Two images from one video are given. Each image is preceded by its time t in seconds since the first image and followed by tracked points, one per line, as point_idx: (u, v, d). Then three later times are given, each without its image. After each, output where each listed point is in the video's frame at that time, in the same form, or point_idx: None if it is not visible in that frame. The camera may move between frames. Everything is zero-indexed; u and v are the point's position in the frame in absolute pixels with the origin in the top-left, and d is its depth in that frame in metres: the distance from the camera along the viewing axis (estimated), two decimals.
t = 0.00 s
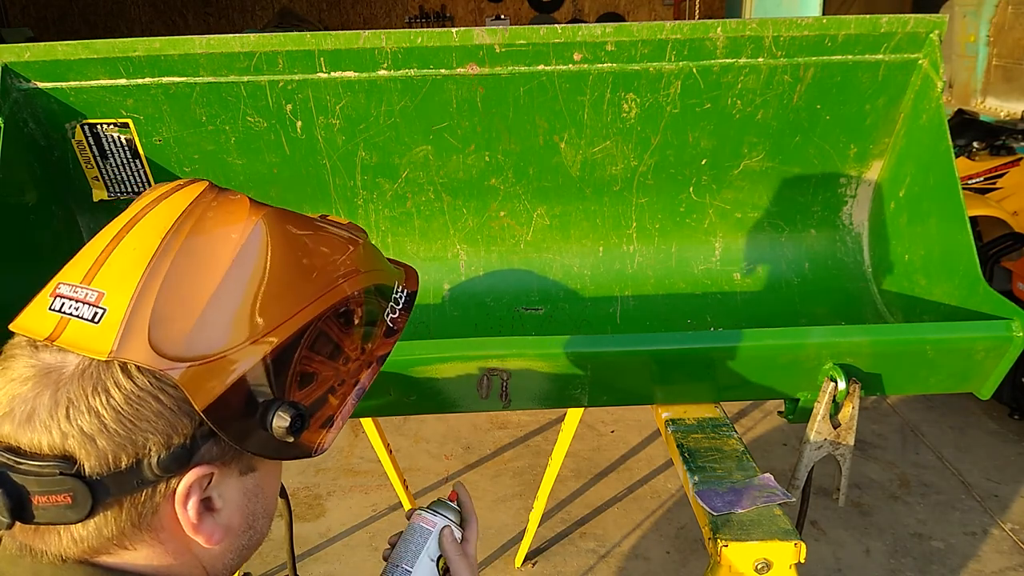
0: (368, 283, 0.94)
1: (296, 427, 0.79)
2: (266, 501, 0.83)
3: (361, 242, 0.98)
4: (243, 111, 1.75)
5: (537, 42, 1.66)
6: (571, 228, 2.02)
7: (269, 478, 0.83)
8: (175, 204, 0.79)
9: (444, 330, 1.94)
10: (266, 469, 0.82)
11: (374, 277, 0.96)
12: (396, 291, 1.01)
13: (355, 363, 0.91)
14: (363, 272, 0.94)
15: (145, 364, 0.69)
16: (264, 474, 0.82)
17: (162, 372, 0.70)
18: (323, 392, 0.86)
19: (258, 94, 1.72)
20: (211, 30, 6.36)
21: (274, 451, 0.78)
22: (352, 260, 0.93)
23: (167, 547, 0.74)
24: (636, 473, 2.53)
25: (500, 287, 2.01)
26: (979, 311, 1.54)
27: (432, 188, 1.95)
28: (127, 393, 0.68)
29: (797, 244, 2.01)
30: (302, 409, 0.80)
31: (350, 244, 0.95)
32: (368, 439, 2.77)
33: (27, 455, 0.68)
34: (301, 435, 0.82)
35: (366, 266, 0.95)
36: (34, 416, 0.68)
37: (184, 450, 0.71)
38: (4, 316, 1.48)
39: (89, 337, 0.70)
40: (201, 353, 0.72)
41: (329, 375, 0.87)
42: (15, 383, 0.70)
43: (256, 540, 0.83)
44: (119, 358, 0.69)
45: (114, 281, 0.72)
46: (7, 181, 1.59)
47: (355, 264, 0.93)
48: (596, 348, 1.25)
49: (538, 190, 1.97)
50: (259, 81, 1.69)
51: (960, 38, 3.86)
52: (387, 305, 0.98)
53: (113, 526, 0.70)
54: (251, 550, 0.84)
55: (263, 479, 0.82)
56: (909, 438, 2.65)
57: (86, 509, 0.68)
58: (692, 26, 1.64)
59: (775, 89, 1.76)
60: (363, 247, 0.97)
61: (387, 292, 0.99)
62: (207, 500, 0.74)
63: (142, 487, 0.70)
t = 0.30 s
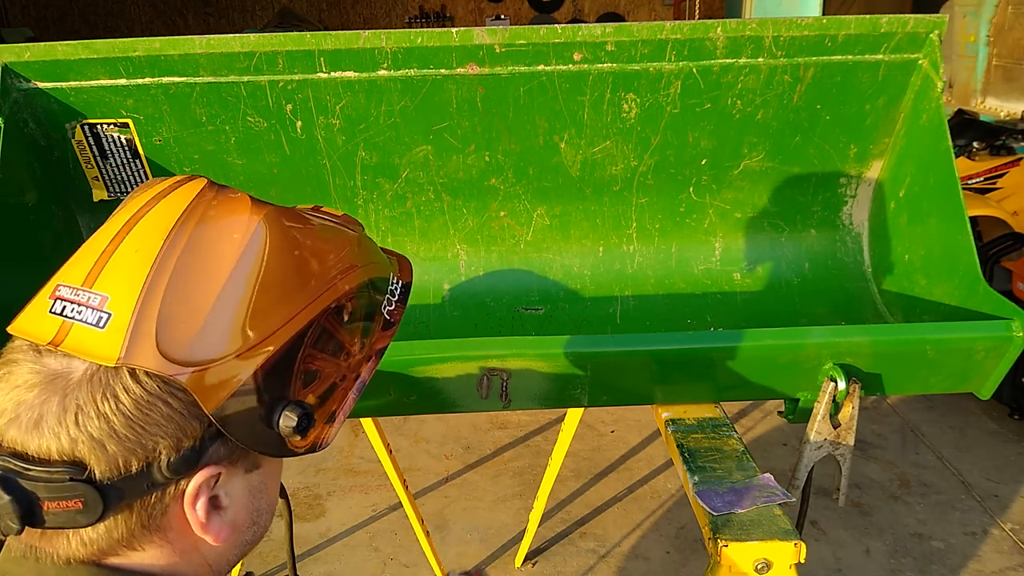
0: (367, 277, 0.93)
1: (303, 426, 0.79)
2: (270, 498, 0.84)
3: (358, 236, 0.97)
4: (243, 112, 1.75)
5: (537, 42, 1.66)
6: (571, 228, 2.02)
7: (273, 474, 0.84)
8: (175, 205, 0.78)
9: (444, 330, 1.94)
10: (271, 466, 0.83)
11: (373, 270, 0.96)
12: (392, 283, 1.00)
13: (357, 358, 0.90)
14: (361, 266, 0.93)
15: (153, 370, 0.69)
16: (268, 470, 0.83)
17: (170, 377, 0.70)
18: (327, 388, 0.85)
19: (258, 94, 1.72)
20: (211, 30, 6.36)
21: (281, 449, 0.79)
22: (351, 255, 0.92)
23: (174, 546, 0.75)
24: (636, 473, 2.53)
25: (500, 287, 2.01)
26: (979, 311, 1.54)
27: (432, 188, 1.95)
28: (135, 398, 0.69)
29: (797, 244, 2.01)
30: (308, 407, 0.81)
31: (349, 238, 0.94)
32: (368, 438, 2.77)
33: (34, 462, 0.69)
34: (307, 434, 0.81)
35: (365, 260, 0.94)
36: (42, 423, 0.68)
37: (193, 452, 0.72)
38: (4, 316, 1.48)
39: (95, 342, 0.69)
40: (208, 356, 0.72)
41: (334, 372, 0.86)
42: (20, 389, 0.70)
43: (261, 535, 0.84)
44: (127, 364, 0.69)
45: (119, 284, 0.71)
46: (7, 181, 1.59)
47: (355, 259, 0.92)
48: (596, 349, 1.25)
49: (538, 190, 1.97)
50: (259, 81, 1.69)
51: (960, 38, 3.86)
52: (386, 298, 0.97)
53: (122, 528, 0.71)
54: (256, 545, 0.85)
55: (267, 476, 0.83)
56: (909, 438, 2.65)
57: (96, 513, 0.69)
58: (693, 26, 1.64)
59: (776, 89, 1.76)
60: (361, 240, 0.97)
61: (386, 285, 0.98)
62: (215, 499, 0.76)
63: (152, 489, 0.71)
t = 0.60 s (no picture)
0: (372, 271, 0.95)
1: (314, 416, 0.80)
2: (278, 487, 0.84)
3: (364, 230, 0.99)
4: (243, 112, 1.75)
5: (537, 42, 1.66)
6: (570, 228, 2.02)
7: (281, 465, 0.85)
8: (186, 195, 0.79)
9: (444, 330, 1.94)
10: (280, 455, 0.84)
11: (378, 264, 0.97)
12: (397, 279, 1.01)
13: (364, 350, 0.92)
14: (367, 260, 0.95)
15: (168, 357, 0.70)
16: (278, 460, 0.84)
17: (184, 364, 0.70)
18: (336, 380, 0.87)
19: (258, 94, 1.72)
20: (211, 30, 6.37)
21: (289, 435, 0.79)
22: (357, 249, 0.93)
23: (186, 534, 0.75)
24: (636, 473, 2.53)
25: (500, 287, 2.01)
26: (979, 311, 1.54)
27: (432, 188, 1.95)
28: (150, 384, 0.69)
29: (797, 244, 2.01)
30: (318, 397, 0.82)
31: (355, 232, 0.95)
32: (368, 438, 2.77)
33: (50, 449, 0.68)
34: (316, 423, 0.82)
35: (370, 254, 0.96)
36: (57, 410, 0.68)
37: (206, 439, 0.72)
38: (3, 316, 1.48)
39: (111, 330, 0.69)
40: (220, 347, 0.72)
41: (342, 363, 0.87)
42: (36, 376, 0.70)
43: (268, 526, 0.85)
44: (143, 352, 0.69)
45: (133, 273, 0.71)
46: (6, 181, 1.59)
47: (361, 253, 0.94)
48: (596, 349, 1.25)
49: (538, 190, 1.97)
50: (259, 81, 1.69)
51: (960, 38, 3.86)
52: (391, 292, 0.99)
53: (135, 515, 0.71)
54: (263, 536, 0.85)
55: (276, 466, 0.83)
56: (909, 438, 2.65)
57: (111, 501, 0.68)
58: (692, 26, 1.64)
59: (775, 89, 1.76)
60: (366, 234, 0.98)
61: (391, 280, 1.00)
62: (226, 488, 0.76)
63: (165, 477, 0.71)
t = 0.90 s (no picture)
0: (360, 271, 0.94)
1: (292, 422, 0.80)
2: (261, 498, 0.84)
3: (352, 229, 0.98)
4: (243, 112, 1.75)
5: (537, 42, 1.66)
6: (571, 228, 2.02)
7: (265, 473, 0.85)
8: (161, 198, 0.78)
9: (444, 330, 1.94)
10: (262, 463, 0.84)
11: (366, 265, 0.96)
12: (387, 277, 1.02)
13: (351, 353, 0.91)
14: (354, 260, 0.94)
15: (138, 366, 0.69)
16: (260, 467, 0.84)
17: (155, 372, 0.69)
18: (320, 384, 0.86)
19: (258, 94, 1.72)
20: (211, 30, 6.37)
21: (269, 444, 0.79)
22: (342, 249, 0.93)
23: (162, 546, 0.75)
24: (636, 473, 2.53)
25: (500, 287, 2.01)
26: (979, 311, 1.54)
27: (432, 188, 1.95)
28: (120, 394, 0.69)
29: (797, 245, 2.01)
30: (298, 403, 0.81)
31: (341, 232, 0.95)
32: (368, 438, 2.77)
33: (19, 459, 0.68)
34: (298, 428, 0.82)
35: (357, 253, 0.95)
36: (26, 420, 0.68)
37: (180, 449, 0.72)
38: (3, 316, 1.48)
39: (79, 338, 0.69)
40: (194, 353, 0.72)
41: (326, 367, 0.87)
42: (4, 386, 0.70)
43: (252, 534, 0.85)
44: (112, 360, 0.68)
45: (104, 279, 0.71)
46: (6, 181, 1.59)
47: (347, 253, 0.93)
48: (596, 349, 1.25)
49: (538, 190, 1.97)
50: (259, 81, 1.69)
51: (960, 38, 3.86)
52: (380, 292, 0.98)
53: (109, 527, 0.71)
54: (249, 543, 0.86)
55: (259, 474, 0.83)
56: (909, 438, 2.65)
57: (82, 512, 0.68)
58: (693, 26, 1.64)
59: (776, 89, 1.76)
60: (354, 233, 0.97)
61: (379, 279, 0.99)
62: (204, 497, 0.76)
63: (139, 487, 0.71)
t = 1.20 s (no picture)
0: (356, 284, 0.95)
1: (279, 432, 0.79)
2: (250, 506, 0.84)
3: (349, 241, 0.99)
4: (243, 112, 1.75)
5: (537, 42, 1.66)
6: (571, 228, 2.02)
7: (254, 484, 0.84)
8: (155, 206, 0.78)
9: (444, 330, 1.94)
10: (251, 473, 0.83)
11: (362, 277, 0.98)
12: (385, 289, 1.03)
13: (343, 364, 0.92)
14: (350, 272, 0.95)
15: (122, 370, 0.68)
16: (249, 477, 0.83)
17: (138, 377, 0.69)
18: (310, 394, 0.86)
19: (258, 94, 1.72)
20: (211, 30, 6.37)
21: (261, 457, 0.78)
22: (338, 260, 0.94)
23: (147, 552, 0.74)
24: (636, 473, 2.53)
25: (500, 288, 2.00)
26: (979, 311, 1.54)
27: (432, 188, 1.95)
28: (104, 398, 0.68)
29: (797, 245, 2.01)
30: (285, 412, 0.81)
31: (338, 244, 0.96)
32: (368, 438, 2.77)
33: (6, 460, 0.69)
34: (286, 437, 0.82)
35: (353, 264, 0.96)
36: (11, 421, 0.68)
37: (164, 456, 0.71)
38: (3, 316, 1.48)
39: (66, 342, 0.69)
40: (181, 359, 0.71)
41: (316, 378, 0.87)
42: None
43: (241, 546, 0.84)
44: (96, 365, 0.68)
45: (93, 284, 0.71)
46: (6, 181, 1.59)
47: (342, 264, 0.94)
48: (595, 349, 1.25)
49: (538, 190, 1.97)
50: (259, 81, 1.69)
51: (960, 38, 3.86)
52: (376, 305, 0.99)
53: (92, 531, 0.71)
54: (238, 555, 0.85)
55: (248, 485, 0.83)
56: (909, 438, 2.65)
57: (64, 515, 0.69)
58: (692, 26, 1.64)
59: (775, 89, 1.76)
60: (352, 245, 0.99)
61: (376, 292, 1.00)
62: (190, 505, 0.75)
63: (122, 493, 0.70)
